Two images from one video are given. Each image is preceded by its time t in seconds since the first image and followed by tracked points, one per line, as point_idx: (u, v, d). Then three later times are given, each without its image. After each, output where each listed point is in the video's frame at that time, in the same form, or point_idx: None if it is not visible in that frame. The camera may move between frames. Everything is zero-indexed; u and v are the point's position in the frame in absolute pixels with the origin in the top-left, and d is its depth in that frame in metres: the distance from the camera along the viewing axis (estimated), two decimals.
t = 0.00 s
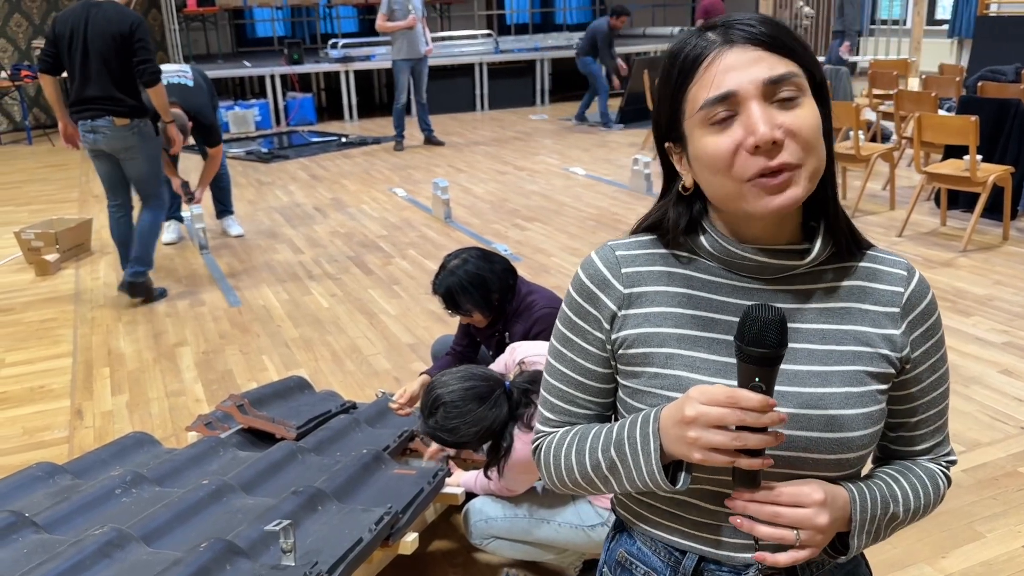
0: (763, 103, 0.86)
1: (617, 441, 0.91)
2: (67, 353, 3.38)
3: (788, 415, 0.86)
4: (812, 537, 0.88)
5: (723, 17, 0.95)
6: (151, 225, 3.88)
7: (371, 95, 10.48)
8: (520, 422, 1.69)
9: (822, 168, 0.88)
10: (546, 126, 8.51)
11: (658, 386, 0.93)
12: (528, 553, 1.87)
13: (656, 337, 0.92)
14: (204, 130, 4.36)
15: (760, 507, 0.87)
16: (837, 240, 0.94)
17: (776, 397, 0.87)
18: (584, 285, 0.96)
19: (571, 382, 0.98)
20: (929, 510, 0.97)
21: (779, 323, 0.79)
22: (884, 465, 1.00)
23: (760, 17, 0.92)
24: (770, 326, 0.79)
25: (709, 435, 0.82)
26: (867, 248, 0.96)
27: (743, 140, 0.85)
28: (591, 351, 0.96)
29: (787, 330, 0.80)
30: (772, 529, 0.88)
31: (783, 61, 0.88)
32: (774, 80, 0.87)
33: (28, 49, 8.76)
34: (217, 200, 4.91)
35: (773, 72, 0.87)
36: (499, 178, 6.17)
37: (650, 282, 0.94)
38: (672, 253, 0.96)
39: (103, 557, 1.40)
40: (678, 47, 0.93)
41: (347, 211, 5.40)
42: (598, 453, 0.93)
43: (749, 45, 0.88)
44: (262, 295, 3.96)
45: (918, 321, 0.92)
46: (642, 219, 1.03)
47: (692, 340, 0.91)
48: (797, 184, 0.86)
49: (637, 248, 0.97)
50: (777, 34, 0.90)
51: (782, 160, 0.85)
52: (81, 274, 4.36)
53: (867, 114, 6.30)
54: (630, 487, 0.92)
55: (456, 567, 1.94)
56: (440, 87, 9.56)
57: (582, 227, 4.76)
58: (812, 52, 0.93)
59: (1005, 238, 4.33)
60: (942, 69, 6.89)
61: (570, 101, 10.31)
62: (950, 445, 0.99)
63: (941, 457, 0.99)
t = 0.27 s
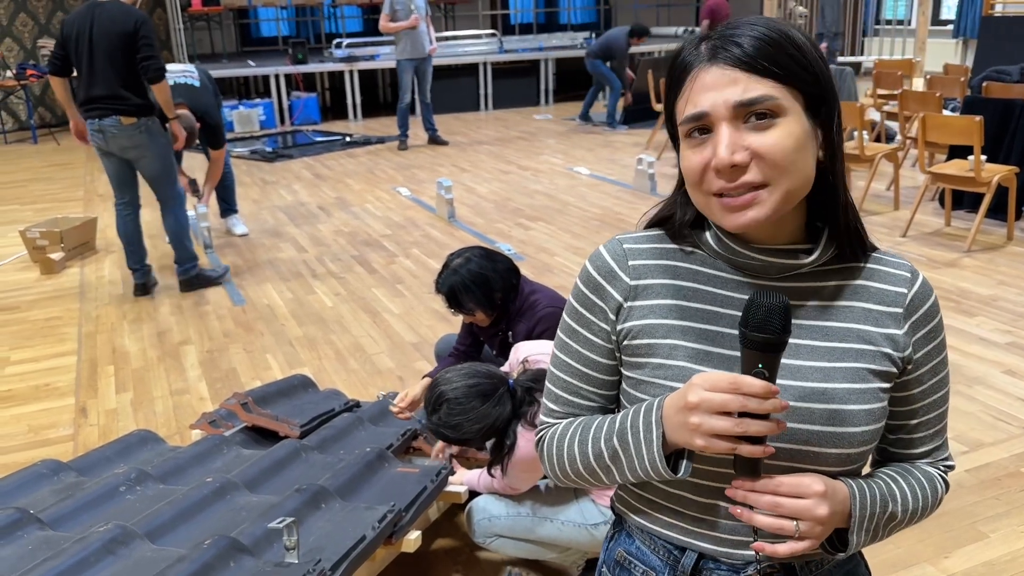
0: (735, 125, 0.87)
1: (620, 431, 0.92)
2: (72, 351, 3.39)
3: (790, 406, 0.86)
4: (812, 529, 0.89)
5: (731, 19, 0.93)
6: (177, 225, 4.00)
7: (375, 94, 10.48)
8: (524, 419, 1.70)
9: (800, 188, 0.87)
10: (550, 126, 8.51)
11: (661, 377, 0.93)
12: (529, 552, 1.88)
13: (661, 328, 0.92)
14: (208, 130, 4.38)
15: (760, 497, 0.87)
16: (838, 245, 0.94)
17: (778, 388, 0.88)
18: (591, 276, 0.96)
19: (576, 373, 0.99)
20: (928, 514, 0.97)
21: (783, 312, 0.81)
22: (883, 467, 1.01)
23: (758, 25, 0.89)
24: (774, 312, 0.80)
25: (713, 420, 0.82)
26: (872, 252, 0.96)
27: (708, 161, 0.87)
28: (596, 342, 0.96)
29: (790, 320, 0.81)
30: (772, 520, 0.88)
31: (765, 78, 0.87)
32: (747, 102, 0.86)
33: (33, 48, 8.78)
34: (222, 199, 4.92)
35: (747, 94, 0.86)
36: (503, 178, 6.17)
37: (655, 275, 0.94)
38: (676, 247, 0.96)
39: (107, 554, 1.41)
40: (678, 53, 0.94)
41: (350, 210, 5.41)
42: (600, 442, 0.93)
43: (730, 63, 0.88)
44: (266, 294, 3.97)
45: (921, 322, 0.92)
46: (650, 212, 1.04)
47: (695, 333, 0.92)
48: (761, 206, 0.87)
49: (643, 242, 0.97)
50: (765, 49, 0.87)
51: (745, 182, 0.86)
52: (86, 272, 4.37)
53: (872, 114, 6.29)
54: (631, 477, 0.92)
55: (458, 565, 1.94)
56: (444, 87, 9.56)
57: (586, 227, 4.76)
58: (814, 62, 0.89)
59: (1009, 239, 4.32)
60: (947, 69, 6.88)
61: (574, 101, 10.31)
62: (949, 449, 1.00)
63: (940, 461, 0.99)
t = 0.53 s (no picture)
0: (738, 117, 0.87)
1: (616, 429, 0.92)
2: (76, 349, 3.40)
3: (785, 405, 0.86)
4: (806, 525, 0.89)
5: (734, 14, 0.94)
6: (183, 222, 4.00)
7: (379, 94, 10.49)
8: (525, 416, 1.70)
9: (801, 182, 0.88)
10: (554, 126, 8.51)
11: (657, 375, 0.93)
12: (530, 550, 1.88)
13: (657, 328, 0.93)
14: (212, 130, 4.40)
15: (753, 495, 0.88)
16: (834, 242, 0.94)
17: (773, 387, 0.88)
18: (588, 275, 0.97)
19: (574, 371, 0.99)
20: (925, 510, 0.98)
21: (776, 312, 0.81)
22: (882, 463, 1.01)
23: (762, 20, 0.90)
24: (767, 313, 0.80)
25: (706, 420, 0.82)
26: (868, 248, 0.96)
27: (711, 153, 0.87)
28: (593, 340, 0.97)
29: (783, 319, 0.81)
30: (767, 517, 0.88)
31: (769, 72, 0.87)
32: (751, 95, 0.86)
33: (38, 48, 8.80)
34: (225, 198, 4.93)
35: (752, 86, 0.86)
36: (506, 178, 6.18)
37: (651, 274, 0.94)
38: (673, 245, 0.96)
39: (110, 550, 1.42)
40: (680, 46, 0.94)
41: (354, 209, 5.42)
42: (597, 440, 0.94)
43: (735, 55, 0.88)
44: (269, 293, 3.97)
45: (918, 319, 0.92)
46: (648, 209, 1.04)
47: (690, 332, 0.92)
48: (762, 199, 0.87)
49: (640, 240, 0.98)
50: (770, 42, 0.88)
51: (748, 174, 0.86)
52: (90, 271, 4.38)
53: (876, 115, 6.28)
54: (628, 475, 0.93)
55: (460, 563, 1.94)
56: (447, 87, 9.57)
57: (589, 226, 4.76)
58: (817, 59, 0.90)
59: (1013, 240, 4.32)
60: (951, 69, 6.87)
61: (577, 101, 10.31)
62: (947, 445, 1.00)
63: (938, 457, 0.99)
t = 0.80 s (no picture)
0: (735, 115, 0.87)
1: (615, 432, 0.92)
2: (79, 348, 3.41)
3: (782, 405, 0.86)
4: (806, 524, 0.89)
5: (726, 13, 0.94)
6: (188, 220, 4.01)
7: (382, 94, 10.50)
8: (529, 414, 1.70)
9: (797, 180, 0.88)
10: (557, 126, 8.51)
11: (655, 377, 0.93)
12: (532, 548, 1.88)
13: (654, 329, 0.93)
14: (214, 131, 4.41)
15: (754, 495, 0.88)
16: (829, 239, 0.94)
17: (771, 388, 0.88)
18: (583, 278, 0.97)
19: (571, 374, 0.99)
20: (924, 504, 0.98)
21: (775, 314, 0.81)
22: (879, 458, 1.01)
23: (756, 18, 0.90)
24: (766, 316, 0.80)
25: (707, 423, 0.83)
26: (863, 244, 0.96)
27: (708, 152, 0.87)
28: (590, 343, 0.97)
29: (783, 320, 0.81)
30: (768, 517, 0.89)
31: (765, 70, 0.87)
32: (747, 93, 0.87)
33: (42, 47, 8.82)
34: (228, 197, 4.94)
35: (748, 84, 0.87)
36: (509, 177, 6.18)
37: (647, 275, 0.95)
38: (670, 246, 0.96)
39: (112, 547, 1.42)
40: (673, 46, 0.94)
41: (356, 209, 5.42)
42: (597, 443, 0.94)
43: (729, 54, 0.88)
44: (272, 292, 3.98)
45: (913, 315, 0.92)
46: (642, 209, 1.04)
47: (688, 332, 0.92)
48: (759, 198, 0.87)
49: (635, 242, 0.98)
50: (765, 40, 0.88)
51: (744, 173, 0.87)
52: (93, 269, 4.39)
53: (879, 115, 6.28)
54: (628, 477, 0.93)
55: (461, 562, 1.95)
56: (450, 86, 9.58)
57: (591, 226, 4.76)
58: (811, 56, 0.91)
59: (1016, 241, 4.31)
60: (954, 70, 6.86)
61: (580, 101, 10.31)
62: (944, 439, 1.00)
63: (935, 451, 0.99)
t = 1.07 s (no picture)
0: (736, 117, 0.87)
1: (613, 435, 0.92)
2: (81, 348, 3.41)
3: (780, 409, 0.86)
4: (805, 528, 0.89)
5: (726, 15, 0.94)
6: (191, 219, 4.01)
7: (385, 94, 10.50)
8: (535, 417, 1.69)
9: (798, 181, 0.88)
10: (560, 126, 8.51)
11: (653, 380, 0.93)
12: (533, 548, 1.88)
13: (652, 332, 0.93)
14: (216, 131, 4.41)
15: (752, 498, 0.88)
16: (827, 242, 0.94)
17: (769, 391, 0.88)
18: (581, 281, 0.97)
19: (569, 377, 0.99)
20: (923, 507, 0.98)
21: (774, 318, 0.81)
22: (879, 461, 1.01)
23: (757, 20, 0.90)
24: (765, 319, 0.80)
25: (705, 426, 0.83)
26: (861, 247, 0.96)
27: (710, 153, 0.87)
28: (588, 346, 0.97)
29: (780, 324, 0.81)
30: (766, 520, 0.89)
31: (766, 72, 0.88)
32: (749, 95, 0.86)
33: (46, 47, 8.83)
34: (231, 197, 4.95)
35: (750, 86, 0.87)
36: (512, 177, 6.18)
37: (645, 278, 0.95)
38: (669, 249, 0.96)
39: (114, 547, 1.42)
40: (674, 47, 0.94)
41: (359, 209, 5.42)
42: (595, 446, 0.94)
43: (731, 56, 0.88)
44: (274, 292, 3.98)
45: (912, 317, 0.92)
46: (640, 211, 1.05)
47: (686, 335, 0.92)
48: (760, 199, 0.87)
49: (634, 244, 0.98)
50: (766, 42, 0.88)
51: (746, 175, 0.86)
52: (96, 269, 4.40)
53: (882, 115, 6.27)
54: (626, 481, 0.93)
55: (462, 563, 1.95)
56: (453, 86, 9.58)
57: (594, 227, 4.76)
58: (811, 59, 0.91)
59: (1019, 241, 4.30)
60: (957, 70, 6.86)
61: (583, 101, 10.31)
62: (943, 442, 1.00)
63: (934, 455, 0.99)
